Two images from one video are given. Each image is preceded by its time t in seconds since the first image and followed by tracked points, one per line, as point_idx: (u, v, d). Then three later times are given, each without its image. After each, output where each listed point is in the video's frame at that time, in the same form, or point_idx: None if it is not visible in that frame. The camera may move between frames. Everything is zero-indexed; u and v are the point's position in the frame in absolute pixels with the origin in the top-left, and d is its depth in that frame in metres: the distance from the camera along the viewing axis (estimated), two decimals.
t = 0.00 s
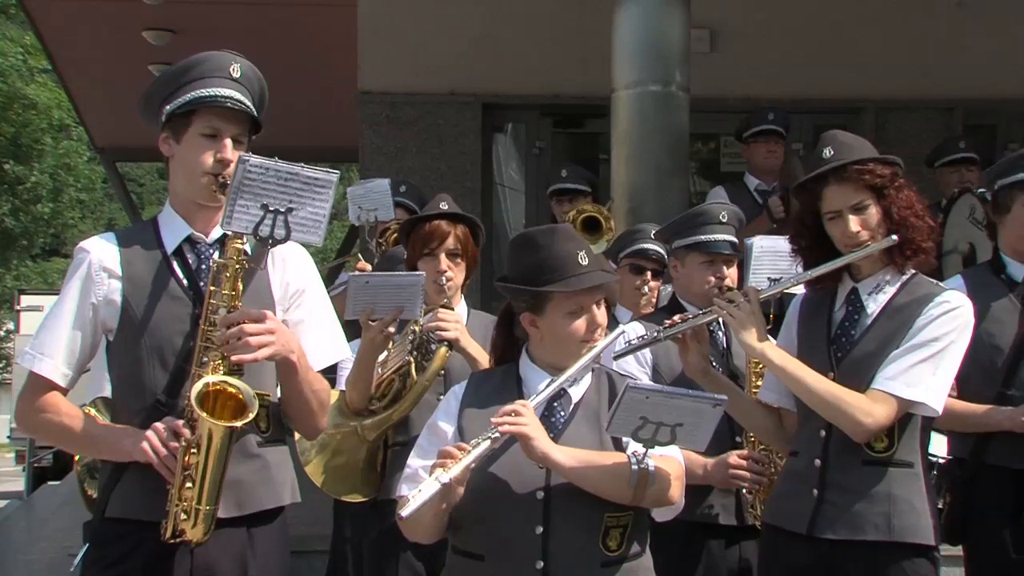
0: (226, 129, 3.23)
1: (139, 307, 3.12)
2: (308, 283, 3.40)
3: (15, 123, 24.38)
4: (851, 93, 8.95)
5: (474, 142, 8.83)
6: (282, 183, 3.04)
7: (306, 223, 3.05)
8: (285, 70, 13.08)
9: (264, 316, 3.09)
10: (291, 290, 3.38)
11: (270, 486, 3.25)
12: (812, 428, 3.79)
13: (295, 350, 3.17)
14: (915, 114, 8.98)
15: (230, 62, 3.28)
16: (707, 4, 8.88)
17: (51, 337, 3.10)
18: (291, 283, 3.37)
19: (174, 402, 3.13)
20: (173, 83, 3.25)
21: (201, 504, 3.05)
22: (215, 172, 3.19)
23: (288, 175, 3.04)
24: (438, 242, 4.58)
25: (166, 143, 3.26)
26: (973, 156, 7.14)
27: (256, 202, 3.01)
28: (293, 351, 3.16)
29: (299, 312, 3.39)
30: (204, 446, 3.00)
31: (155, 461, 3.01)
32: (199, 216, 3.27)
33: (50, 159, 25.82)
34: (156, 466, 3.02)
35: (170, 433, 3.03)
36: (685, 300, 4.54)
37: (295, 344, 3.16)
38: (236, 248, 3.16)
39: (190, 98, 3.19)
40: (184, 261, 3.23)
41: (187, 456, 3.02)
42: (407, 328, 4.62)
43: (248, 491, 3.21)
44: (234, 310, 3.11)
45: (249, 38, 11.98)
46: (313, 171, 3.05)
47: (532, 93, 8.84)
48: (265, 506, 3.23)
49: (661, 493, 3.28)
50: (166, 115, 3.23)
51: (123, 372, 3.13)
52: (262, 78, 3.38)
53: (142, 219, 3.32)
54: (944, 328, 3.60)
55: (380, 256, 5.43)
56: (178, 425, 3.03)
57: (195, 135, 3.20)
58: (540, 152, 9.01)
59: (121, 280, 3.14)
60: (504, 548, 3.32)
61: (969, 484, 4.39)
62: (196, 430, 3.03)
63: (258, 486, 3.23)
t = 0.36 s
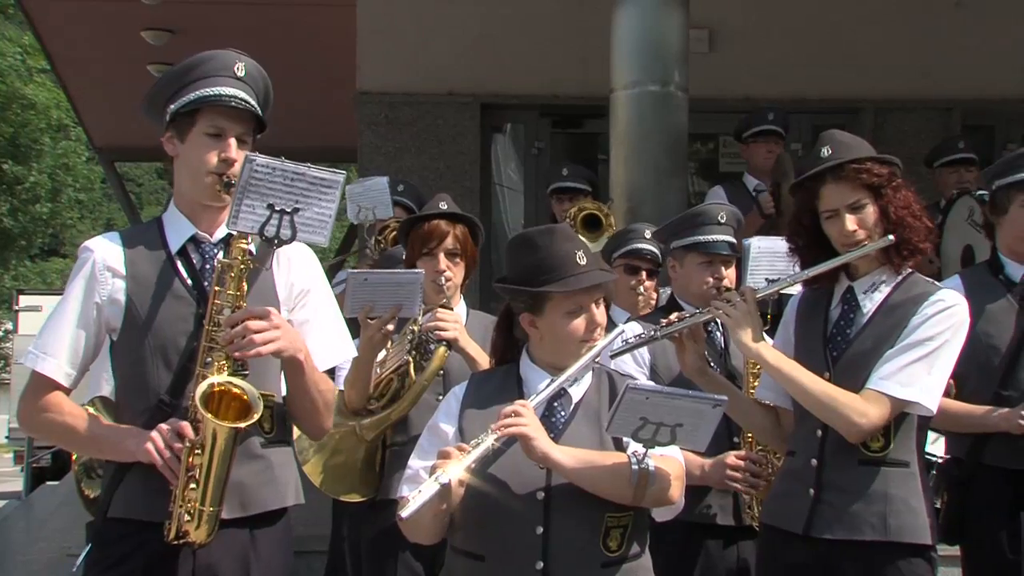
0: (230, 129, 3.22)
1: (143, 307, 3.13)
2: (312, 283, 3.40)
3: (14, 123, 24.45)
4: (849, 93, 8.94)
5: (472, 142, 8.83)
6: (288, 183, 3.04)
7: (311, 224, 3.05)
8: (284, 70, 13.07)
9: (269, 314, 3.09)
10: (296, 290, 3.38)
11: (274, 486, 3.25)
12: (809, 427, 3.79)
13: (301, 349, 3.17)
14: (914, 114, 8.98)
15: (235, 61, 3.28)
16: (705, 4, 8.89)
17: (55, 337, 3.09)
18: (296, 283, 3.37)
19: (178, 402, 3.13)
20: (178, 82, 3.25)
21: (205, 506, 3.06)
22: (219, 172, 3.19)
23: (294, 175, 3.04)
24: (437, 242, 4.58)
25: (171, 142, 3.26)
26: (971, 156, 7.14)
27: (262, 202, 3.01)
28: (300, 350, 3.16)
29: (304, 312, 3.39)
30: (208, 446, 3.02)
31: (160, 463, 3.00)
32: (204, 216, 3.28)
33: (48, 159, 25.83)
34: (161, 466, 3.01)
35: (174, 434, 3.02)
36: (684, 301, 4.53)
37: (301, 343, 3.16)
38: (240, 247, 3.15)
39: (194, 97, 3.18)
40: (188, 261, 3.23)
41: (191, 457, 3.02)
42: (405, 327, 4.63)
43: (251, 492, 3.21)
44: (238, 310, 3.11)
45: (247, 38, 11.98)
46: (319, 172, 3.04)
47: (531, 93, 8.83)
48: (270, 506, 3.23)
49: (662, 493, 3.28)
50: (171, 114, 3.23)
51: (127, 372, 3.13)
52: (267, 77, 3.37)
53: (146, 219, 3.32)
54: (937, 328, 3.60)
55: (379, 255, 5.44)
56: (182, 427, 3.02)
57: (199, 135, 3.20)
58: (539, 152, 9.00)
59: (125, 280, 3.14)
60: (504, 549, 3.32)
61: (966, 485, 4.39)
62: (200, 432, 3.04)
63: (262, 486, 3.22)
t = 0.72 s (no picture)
0: (232, 129, 3.22)
1: (146, 307, 3.13)
2: (316, 282, 3.40)
3: (13, 123, 24.49)
4: (849, 93, 8.94)
5: (472, 142, 8.83)
6: (286, 188, 3.02)
7: (310, 228, 3.05)
8: (283, 71, 13.07)
9: (271, 320, 3.08)
10: (299, 288, 3.37)
11: (277, 487, 3.25)
12: (809, 428, 3.79)
13: (308, 353, 3.17)
14: (914, 114, 8.98)
15: (236, 60, 3.28)
16: (705, 4, 8.89)
17: (57, 337, 3.09)
18: (299, 281, 3.37)
19: (180, 403, 3.14)
20: (179, 81, 3.25)
21: (208, 510, 3.05)
22: (220, 172, 3.18)
23: (292, 180, 3.02)
24: (437, 242, 4.58)
25: (173, 142, 3.26)
26: (971, 156, 7.14)
27: (259, 207, 3.01)
28: (305, 354, 3.16)
29: (306, 311, 3.39)
30: (210, 452, 3.00)
31: (161, 467, 3.00)
32: (206, 216, 3.28)
33: (49, 159, 25.83)
34: (162, 471, 3.01)
35: (176, 439, 3.01)
36: (687, 302, 4.56)
37: (306, 347, 3.16)
38: (241, 250, 3.14)
39: (195, 97, 3.18)
40: (190, 262, 3.23)
41: (193, 462, 3.00)
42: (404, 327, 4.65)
43: (254, 493, 3.21)
44: (239, 314, 3.10)
45: (247, 39, 11.98)
46: (317, 175, 3.04)
47: (531, 93, 8.83)
48: (273, 507, 3.23)
49: (664, 493, 3.28)
50: (172, 113, 3.23)
51: (130, 372, 3.13)
52: (270, 76, 3.38)
53: (147, 219, 3.32)
54: (939, 329, 3.60)
55: (380, 255, 5.43)
56: (183, 432, 3.01)
57: (200, 135, 3.20)
58: (539, 152, 9.00)
59: (127, 279, 3.14)
60: (505, 549, 3.32)
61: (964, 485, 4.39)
62: (202, 436, 3.03)
63: (265, 487, 3.23)
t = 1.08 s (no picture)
0: (229, 130, 3.22)
1: (143, 308, 3.12)
2: (311, 283, 3.41)
3: (13, 123, 24.52)
4: (849, 93, 8.94)
5: (472, 142, 8.83)
6: (287, 188, 3.02)
7: (310, 228, 3.05)
8: (283, 71, 13.07)
9: (270, 323, 3.09)
10: (295, 289, 3.37)
11: (276, 486, 3.25)
12: (812, 429, 3.81)
13: (302, 359, 3.17)
14: (914, 114, 8.98)
15: (233, 61, 3.28)
16: (704, 4, 8.89)
17: (54, 337, 3.09)
18: (295, 282, 3.37)
19: (178, 404, 3.14)
20: (177, 81, 3.24)
21: (206, 510, 3.06)
22: (218, 173, 3.18)
23: (292, 180, 3.02)
24: (436, 242, 4.56)
25: (170, 142, 3.26)
26: (971, 156, 7.13)
27: (260, 208, 3.00)
28: (298, 360, 3.15)
29: (302, 312, 3.38)
30: (210, 451, 3.01)
31: (160, 466, 3.00)
32: (202, 216, 3.28)
33: (48, 159, 25.84)
34: (161, 470, 3.01)
35: (174, 439, 3.01)
36: (693, 302, 4.51)
37: (300, 352, 3.15)
38: (240, 250, 3.15)
39: (192, 98, 3.18)
40: (188, 262, 3.23)
41: (193, 462, 3.01)
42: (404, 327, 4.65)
43: (252, 493, 3.21)
44: (238, 315, 3.10)
45: (246, 39, 11.97)
46: (317, 175, 3.04)
47: (531, 93, 8.83)
48: (271, 507, 3.23)
49: (663, 494, 3.28)
50: (169, 114, 3.23)
51: (127, 373, 3.13)
52: (266, 76, 3.37)
53: (145, 219, 3.32)
54: (943, 329, 3.61)
55: (378, 256, 5.42)
56: (182, 431, 3.01)
57: (196, 136, 3.20)
58: (539, 152, 8.99)
59: (124, 280, 3.14)
60: (506, 549, 3.32)
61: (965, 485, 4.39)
62: (202, 436, 3.03)
63: (263, 487, 3.23)
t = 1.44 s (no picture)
0: (220, 129, 3.22)
1: (135, 307, 3.12)
2: (306, 281, 3.40)
3: (12, 123, 24.52)
4: (849, 93, 8.94)
5: (472, 142, 8.83)
6: (276, 188, 3.02)
7: (300, 228, 3.05)
8: (282, 70, 13.06)
9: (260, 321, 3.08)
10: (290, 288, 3.37)
11: (269, 486, 3.25)
12: (814, 429, 3.83)
13: (295, 354, 3.17)
14: (913, 115, 8.97)
15: (224, 60, 3.28)
16: (704, 4, 8.89)
17: (48, 338, 3.11)
18: (290, 281, 3.37)
19: (170, 403, 3.13)
20: (168, 82, 3.25)
21: (197, 509, 3.04)
22: (209, 172, 3.17)
23: (281, 181, 3.01)
24: (435, 241, 4.55)
25: (161, 142, 3.26)
26: (971, 156, 7.13)
27: (249, 208, 3.00)
28: (292, 356, 3.15)
29: (298, 310, 3.39)
30: (200, 450, 3.01)
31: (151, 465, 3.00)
32: (194, 215, 3.27)
33: (48, 159, 25.84)
34: (152, 469, 3.01)
35: (165, 438, 3.00)
36: (701, 302, 4.50)
37: (293, 348, 3.15)
38: (230, 250, 3.13)
39: (183, 97, 3.18)
40: (180, 262, 3.22)
41: (183, 461, 3.00)
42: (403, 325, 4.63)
43: (245, 492, 3.20)
44: (229, 314, 3.09)
45: (246, 39, 11.97)
46: (306, 176, 3.03)
47: (530, 93, 8.83)
48: (264, 506, 3.23)
49: (663, 493, 3.29)
50: (160, 114, 3.22)
51: (120, 373, 3.13)
52: (258, 76, 3.37)
53: (140, 219, 3.32)
54: (946, 330, 3.61)
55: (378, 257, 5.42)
56: (173, 431, 3.00)
57: (187, 136, 3.19)
58: (538, 152, 8.99)
59: (117, 280, 3.14)
60: (505, 550, 3.32)
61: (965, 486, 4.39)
62: (192, 435, 3.02)
63: (257, 486, 3.23)
